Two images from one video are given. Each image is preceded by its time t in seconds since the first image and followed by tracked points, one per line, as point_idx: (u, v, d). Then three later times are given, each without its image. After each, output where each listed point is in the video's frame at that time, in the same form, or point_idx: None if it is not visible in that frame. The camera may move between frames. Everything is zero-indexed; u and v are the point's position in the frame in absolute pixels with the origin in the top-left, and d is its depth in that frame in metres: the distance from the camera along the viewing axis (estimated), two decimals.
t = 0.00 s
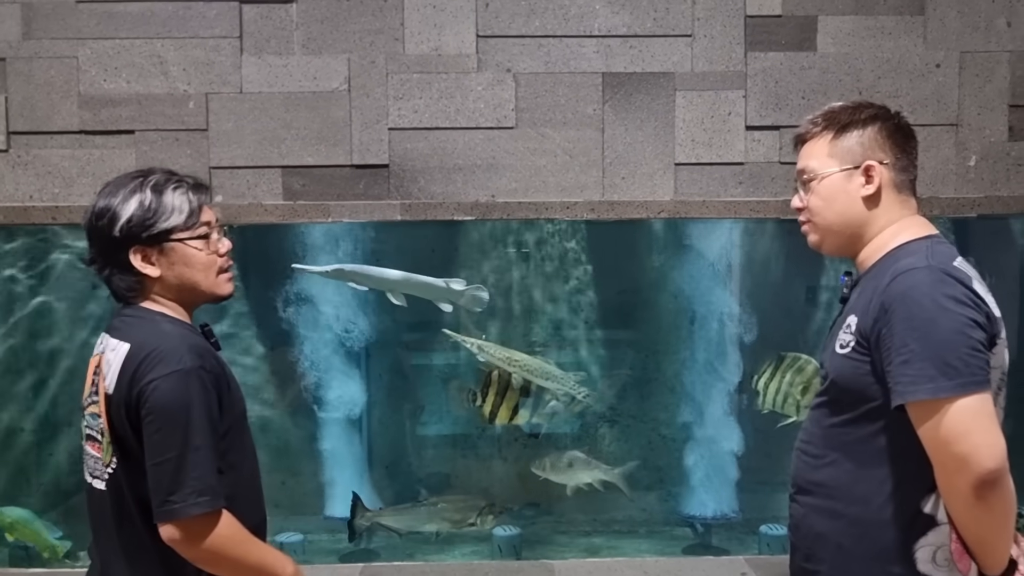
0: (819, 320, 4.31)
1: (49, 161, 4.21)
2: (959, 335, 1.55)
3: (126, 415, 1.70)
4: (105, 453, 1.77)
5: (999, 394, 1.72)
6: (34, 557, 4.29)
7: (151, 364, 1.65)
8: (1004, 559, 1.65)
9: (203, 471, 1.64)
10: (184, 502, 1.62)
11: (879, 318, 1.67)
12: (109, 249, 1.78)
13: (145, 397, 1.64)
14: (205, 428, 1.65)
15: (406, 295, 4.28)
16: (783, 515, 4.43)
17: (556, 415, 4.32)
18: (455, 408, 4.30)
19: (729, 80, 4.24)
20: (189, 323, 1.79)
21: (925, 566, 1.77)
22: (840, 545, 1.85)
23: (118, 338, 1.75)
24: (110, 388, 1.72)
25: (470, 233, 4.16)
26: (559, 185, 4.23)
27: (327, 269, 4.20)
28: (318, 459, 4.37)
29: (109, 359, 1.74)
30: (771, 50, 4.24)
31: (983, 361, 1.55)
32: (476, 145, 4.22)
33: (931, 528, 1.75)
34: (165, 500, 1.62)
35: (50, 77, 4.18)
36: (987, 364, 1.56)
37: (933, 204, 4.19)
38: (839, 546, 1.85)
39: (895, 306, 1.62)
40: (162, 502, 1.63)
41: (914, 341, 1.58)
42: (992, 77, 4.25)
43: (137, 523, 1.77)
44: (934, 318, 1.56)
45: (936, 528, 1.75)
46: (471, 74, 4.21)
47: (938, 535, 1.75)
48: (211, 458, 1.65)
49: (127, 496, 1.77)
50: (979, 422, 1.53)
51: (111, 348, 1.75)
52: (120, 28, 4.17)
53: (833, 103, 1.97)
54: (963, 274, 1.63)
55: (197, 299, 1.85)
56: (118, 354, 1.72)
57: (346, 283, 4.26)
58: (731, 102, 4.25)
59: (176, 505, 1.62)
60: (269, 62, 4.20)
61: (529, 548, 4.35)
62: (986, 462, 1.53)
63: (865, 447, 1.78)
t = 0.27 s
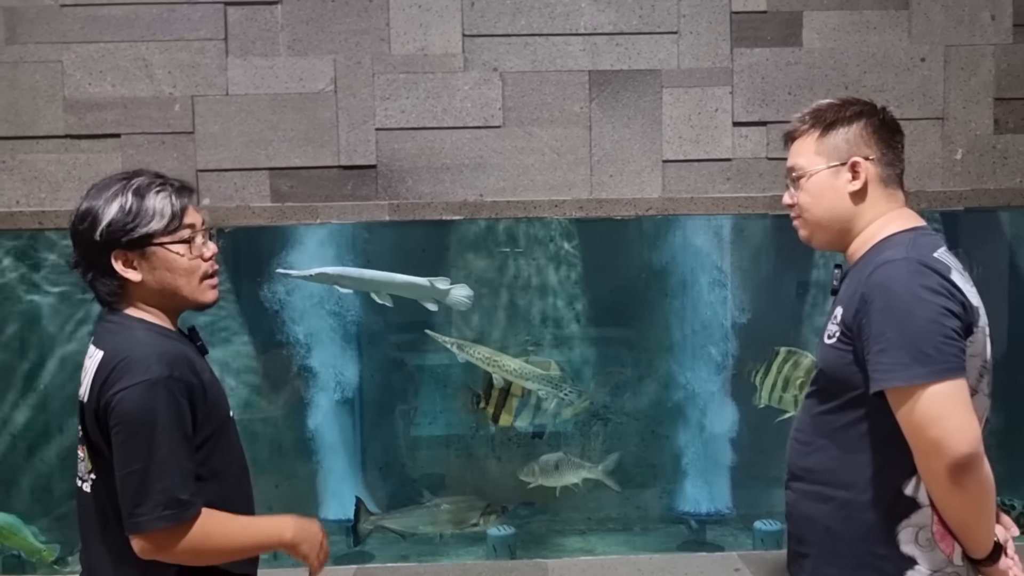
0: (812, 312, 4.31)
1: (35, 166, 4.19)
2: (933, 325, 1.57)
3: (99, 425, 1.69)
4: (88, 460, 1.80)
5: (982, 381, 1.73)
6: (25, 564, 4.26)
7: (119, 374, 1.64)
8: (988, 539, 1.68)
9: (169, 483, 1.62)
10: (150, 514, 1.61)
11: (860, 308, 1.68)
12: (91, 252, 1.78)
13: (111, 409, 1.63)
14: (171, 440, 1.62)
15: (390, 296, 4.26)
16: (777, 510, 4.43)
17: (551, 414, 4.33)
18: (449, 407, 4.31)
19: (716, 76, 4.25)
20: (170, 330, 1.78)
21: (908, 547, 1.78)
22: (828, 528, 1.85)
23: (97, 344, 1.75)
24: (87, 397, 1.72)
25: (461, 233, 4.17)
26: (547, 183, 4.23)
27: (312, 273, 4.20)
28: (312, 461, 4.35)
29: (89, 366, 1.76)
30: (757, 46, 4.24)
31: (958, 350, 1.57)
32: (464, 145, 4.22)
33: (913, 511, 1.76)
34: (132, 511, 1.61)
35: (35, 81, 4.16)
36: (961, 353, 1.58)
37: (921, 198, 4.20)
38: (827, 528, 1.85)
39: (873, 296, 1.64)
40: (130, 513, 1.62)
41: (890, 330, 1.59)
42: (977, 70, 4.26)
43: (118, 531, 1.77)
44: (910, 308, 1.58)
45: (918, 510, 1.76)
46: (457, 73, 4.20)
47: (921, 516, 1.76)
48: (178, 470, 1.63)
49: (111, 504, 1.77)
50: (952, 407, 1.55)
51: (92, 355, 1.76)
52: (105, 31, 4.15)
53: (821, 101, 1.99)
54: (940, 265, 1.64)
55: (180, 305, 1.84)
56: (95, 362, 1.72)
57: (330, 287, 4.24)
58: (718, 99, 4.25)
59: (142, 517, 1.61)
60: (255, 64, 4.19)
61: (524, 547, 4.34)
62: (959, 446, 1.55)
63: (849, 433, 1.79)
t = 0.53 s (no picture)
0: (808, 307, 4.30)
1: (23, 174, 4.18)
2: (905, 314, 1.58)
3: (88, 439, 1.67)
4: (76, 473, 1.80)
5: (966, 365, 1.71)
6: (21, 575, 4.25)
7: (105, 386, 1.62)
8: (980, 518, 1.69)
9: (159, 493, 1.58)
10: (142, 527, 1.58)
11: (840, 299, 1.71)
12: (86, 261, 1.75)
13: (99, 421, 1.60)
14: (160, 450, 1.59)
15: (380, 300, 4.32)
16: (774, 507, 4.42)
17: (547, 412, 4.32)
18: (445, 409, 4.31)
19: (704, 74, 4.25)
20: (162, 341, 1.76)
21: (900, 528, 1.78)
22: (823, 514, 1.87)
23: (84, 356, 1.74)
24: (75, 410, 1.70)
25: (453, 235, 4.16)
26: (537, 184, 4.23)
27: (297, 278, 4.20)
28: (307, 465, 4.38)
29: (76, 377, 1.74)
30: (745, 44, 4.25)
31: (931, 339, 1.58)
32: (453, 146, 4.21)
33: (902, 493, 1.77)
34: (125, 526, 1.58)
35: (21, 90, 4.15)
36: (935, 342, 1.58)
37: (911, 193, 4.21)
38: (822, 513, 1.87)
39: (850, 288, 1.67)
40: (123, 528, 1.59)
41: (863, 320, 1.61)
42: (964, 65, 4.27)
43: (107, 544, 1.75)
44: (881, 298, 1.60)
45: (908, 492, 1.77)
46: (445, 75, 4.20)
47: (910, 498, 1.77)
48: (169, 481, 1.60)
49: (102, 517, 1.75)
50: (925, 391, 1.56)
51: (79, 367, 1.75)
52: (91, 38, 4.14)
53: (816, 96, 1.98)
54: (918, 257, 1.65)
55: (174, 314, 1.82)
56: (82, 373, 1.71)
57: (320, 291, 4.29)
58: (707, 97, 4.25)
59: (135, 531, 1.58)
60: (243, 69, 4.18)
61: (521, 548, 4.32)
62: (933, 430, 1.56)
63: (837, 419, 1.81)
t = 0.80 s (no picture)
0: (805, 305, 4.31)
1: (13, 174, 4.16)
2: (903, 310, 1.61)
3: (90, 440, 1.64)
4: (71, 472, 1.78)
5: (965, 358, 1.73)
6: None
7: (109, 386, 1.59)
8: (978, 505, 1.71)
9: (172, 490, 1.58)
10: (158, 524, 1.57)
11: (842, 293, 1.75)
12: (83, 257, 1.72)
13: (105, 421, 1.58)
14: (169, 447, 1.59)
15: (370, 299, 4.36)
16: (771, 504, 4.41)
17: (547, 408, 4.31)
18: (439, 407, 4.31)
19: (698, 71, 4.23)
20: (158, 339, 1.73)
21: (899, 515, 1.81)
22: (824, 501, 1.90)
23: (82, 355, 1.71)
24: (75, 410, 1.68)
25: (446, 232, 4.13)
26: (530, 182, 4.21)
27: (286, 280, 4.23)
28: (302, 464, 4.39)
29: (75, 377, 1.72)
30: (739, 40, 4.24)
31: (929, 335, 1.61)
32: (446, 144, 4.20)
33: (902, 481, 1.80)
34: (139, 523, 1.57)
35: (11, 88, 4.13)
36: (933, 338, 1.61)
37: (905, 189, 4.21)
38: (823, 501, 1.90)
39: (851, 283, 1.70)
40: (136, 526, 1.57)
41: (862, 315, 1.65)
42: (958, 60, 4.26)
43: (105, 545, 1.73)
44: (880, 294, 1.63)
45: (906, 480, 1.80)
46: (438, 72, 4.18)
47: (909, 486, 1.80)
48: (180, 477, 1.60)
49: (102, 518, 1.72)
50: (922, 382, 1.60)
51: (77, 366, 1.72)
52: (80, 37, 4.12)
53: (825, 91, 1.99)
54: (919, 252, 1.67)
55: (170, 314, 1.79)
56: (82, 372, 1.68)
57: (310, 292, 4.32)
58: (700, 93, 4.24)
59: (150, 527, 1.57)
60: (234, 67, 4.16)
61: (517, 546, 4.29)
62: (931, 421, 1.59)
63: (840, 409, 1.84)
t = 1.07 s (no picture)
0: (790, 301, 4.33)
1: None
2: (910, 302, 1.64)
3: (103, 432, 1.63)
4: (81, 469, 1.70)
5: (962, 351, 1.78)
6: None
7: (133, 378, 1.60)
8: (974, 494, 1.74)
9: (193, 483, 1.63)
10: (174, 518, 1.61)
11: (843, 286, 1.75)
12: (84, 251, 1.69)
13: (128, 414, 1.59)
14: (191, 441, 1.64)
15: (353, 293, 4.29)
16: (758, 498, 4.44)
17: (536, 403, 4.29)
18: (428, 402, 4.33)
19: (688, 65, 4.23)
20: (160, 331, 1.73)
21: (898, 505, 1.83)
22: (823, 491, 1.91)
23: (89, 348, 1.68)
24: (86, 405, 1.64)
25: (436, 227, 4.14)
26: (520, 176, 4.20)
27: (269, 278, 4.22)
28: (290, 461, 4.35)
29: (81, 369, 1.67)
30: (729, 34, 4.24)
31: (934, 327, 1.64)
32: (435, 138, 4.18)
33: (904, 472, 1.82)
34: (154, 515, 1.60)
35: None
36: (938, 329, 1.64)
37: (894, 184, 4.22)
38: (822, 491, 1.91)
39: (855, 275, 1.71)
40: (150, 518, 1.61)
41: (869, 308, 1.66)
42: (947, 56, 4.28)
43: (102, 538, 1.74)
44: (887, 287, 1.65)
45: (906, 471, 1.82)
46: (427, 66, 4.16)
47: (910, 477, 1.82)
48: (199, 470, 1.65)
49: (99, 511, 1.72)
50: (929, 373, 1.62)
51: (84, 360, 1.68)
52: (65, 28, 4.08)
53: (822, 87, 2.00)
54: (920, 245, 1.70)
55: (172, 308, 1.78)
56: (92, 366, 1.65)
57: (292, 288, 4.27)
58: (690, 88, 4.24)
59: (166, 520, 1.61)
60: (221, 59, 4.13)
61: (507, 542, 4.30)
62: (936, 411, 1.62)
63: (844, 399, 1.85)
